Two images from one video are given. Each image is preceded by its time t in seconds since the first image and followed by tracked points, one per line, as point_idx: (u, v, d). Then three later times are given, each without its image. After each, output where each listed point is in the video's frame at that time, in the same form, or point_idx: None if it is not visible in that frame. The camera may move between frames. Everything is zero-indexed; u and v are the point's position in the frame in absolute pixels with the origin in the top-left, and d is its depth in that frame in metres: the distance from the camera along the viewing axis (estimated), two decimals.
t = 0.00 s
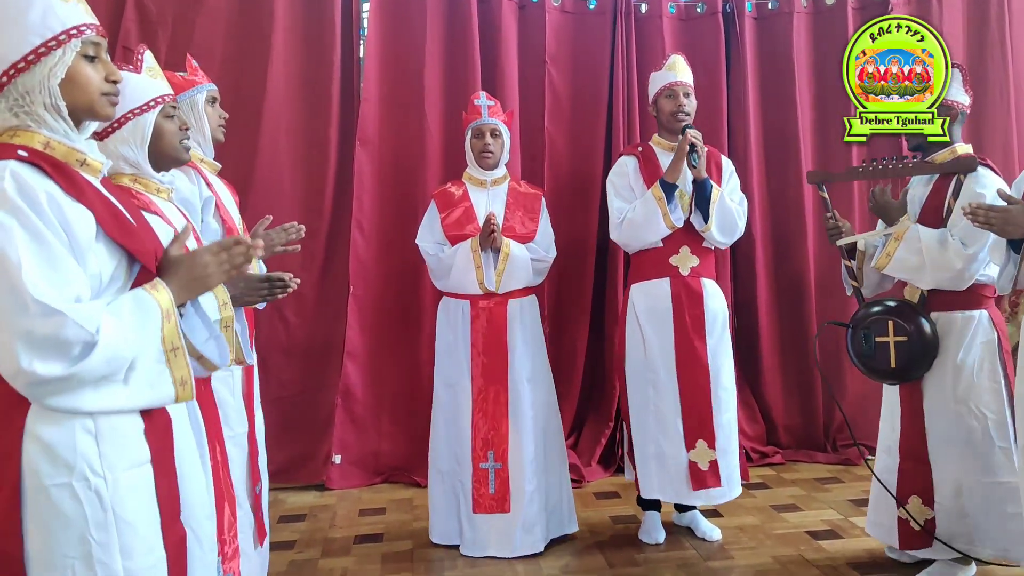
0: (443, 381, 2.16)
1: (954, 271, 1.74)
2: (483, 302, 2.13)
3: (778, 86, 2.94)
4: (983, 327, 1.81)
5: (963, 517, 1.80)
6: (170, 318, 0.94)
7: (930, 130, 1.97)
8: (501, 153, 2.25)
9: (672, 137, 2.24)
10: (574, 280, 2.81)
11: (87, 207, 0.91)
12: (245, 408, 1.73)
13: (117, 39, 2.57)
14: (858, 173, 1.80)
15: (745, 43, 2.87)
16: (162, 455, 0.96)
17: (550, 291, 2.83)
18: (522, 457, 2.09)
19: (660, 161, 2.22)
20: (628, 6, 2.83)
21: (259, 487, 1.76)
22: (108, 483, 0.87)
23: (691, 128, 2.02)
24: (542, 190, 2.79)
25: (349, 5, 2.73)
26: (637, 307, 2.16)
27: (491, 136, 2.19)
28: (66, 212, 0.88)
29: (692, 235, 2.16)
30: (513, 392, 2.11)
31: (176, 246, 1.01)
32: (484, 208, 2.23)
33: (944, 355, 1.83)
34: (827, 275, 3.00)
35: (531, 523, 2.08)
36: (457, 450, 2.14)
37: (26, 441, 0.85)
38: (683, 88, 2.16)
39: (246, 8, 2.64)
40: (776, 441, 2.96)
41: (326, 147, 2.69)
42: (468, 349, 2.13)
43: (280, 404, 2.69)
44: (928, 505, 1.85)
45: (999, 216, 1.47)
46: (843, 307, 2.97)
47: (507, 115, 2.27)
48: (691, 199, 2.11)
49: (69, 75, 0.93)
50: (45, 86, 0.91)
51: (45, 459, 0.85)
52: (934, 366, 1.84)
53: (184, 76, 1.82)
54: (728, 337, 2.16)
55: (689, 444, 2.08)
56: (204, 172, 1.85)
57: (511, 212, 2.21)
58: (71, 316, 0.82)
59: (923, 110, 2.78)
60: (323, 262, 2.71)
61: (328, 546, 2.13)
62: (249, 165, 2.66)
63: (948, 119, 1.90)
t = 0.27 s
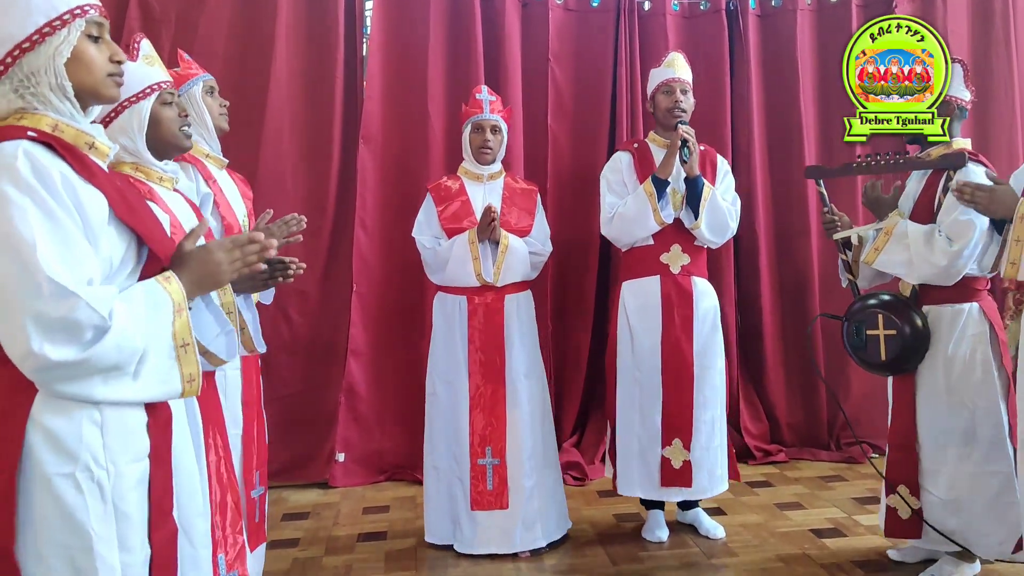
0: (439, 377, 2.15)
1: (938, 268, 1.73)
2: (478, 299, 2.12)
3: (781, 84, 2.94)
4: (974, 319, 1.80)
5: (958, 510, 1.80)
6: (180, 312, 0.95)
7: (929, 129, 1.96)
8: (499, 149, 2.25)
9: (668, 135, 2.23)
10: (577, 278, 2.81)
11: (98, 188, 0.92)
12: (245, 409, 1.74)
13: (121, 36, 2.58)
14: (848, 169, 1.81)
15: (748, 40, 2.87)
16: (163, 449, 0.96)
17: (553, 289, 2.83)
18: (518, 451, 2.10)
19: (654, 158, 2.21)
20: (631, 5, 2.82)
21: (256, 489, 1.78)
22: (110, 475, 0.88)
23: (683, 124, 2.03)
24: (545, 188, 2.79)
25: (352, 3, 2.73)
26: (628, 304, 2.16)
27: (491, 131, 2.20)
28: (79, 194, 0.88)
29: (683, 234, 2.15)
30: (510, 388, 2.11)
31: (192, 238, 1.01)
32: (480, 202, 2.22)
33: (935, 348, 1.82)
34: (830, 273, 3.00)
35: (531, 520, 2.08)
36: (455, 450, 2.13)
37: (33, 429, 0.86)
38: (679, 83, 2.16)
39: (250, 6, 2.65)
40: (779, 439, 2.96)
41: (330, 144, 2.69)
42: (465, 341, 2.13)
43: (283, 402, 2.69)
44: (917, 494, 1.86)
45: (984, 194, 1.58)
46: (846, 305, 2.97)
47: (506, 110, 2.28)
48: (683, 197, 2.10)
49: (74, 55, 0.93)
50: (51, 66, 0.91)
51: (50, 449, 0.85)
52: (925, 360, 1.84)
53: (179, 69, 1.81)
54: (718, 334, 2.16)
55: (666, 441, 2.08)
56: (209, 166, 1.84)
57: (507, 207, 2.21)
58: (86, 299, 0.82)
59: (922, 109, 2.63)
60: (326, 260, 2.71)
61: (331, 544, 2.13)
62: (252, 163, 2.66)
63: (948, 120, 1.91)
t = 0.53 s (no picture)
0: (435, 377, 2.15)
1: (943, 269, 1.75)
2: (478, 299, 2.13)
3: (783, 83, 2.94)
4: (970, 319, 1.81)
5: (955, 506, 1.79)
6: (174, 329, 0.94)
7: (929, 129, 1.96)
8: (495, 146, 2.25)
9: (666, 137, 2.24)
10: (578, 277, 2.81)
11: (98, 194, 0.92)
12: (247, 411, 1.75)
13: (122, 36, 2.58)
14: (854, 168, 1.79)
15: (750, 39, 2.87)
16: (156, 456, 0.96)
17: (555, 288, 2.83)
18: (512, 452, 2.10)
19: (653, 161, 2.22)
20: (633, 4, 2.82)
21: (258, 490, 1.79)
22: (98, 484, 0.88)
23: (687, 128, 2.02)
24: (546, 187, 2.79)
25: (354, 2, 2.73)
26: (630, 305, 2.16)
27: (487, 128, 2.19)
28: (80, 201, 0.88)
29: (685, 235, 2.15)
30: (506, 386, 2.12)
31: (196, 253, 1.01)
32: (475, 203, 2.22)
33: (932, 343, 1.82)
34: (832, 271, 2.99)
35: (527, 515, 2.09)
36: (447, 450, 2.12)
37: (20, 437, 0.86)
38: (678, 86, 2.16)
39: (251, 6, 2.65)
40: (781, 439, 2.96)
41: (331, 144, 2.69)
42: (464, 344, 2.13)
43: (285, 402, 2.69)
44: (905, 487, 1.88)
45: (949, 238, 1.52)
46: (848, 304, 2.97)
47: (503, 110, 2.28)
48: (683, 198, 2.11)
49: (74, 55, 0.93)
50: (52, 68, 0.91)
51: (36, 457, 0.85)
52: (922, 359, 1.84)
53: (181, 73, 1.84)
54: (719, 336, 2.16)
55: (665, 443, 2.08)
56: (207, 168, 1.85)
57: (503, 207, 2.21)
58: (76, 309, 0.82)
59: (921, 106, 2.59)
60: (327, 260, 2.71)
61: (333, 543, 2.14)
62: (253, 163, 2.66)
63: (947, 119, 1.90)
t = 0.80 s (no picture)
0: (440, 378, 2.16)
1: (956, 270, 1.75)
2: (484, 299, 2.13)
3: (783, 82, 2.93)
4: (980, 320, 1.81)
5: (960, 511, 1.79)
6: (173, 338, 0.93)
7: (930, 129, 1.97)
8: (496, 149, 2.26)
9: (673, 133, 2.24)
10: (579, 277, 2.81)
11: (91, 201, 0.92)
12: (252, 409, 1.74)
13: (122, 37, 2.58)
14: (858, 167, 1.78)
15: (750, 39, 2.87)
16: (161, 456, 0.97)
17: (556, 287, 2.83)
18: (515, 449, 2.10)
19: (662, 157, 2.22)
20: (633, 3, 2.82)
21: (269, 488, 1.78)
22: (108, 484, 0.89)
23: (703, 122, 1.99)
24: (547, 186, 2.79)
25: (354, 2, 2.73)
26: (647, 303, 2.15)
27: (487, 132, 2.21)
28: (72, 211, 0.88)
29: (702, 229, 2.16)
30: (512, 382, 2.11)
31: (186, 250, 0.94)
32: (479, 204, 2.21)
33: (941, 347, 1.81)
34: (833, 271, 2.99)
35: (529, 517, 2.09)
36: (453, 450, 2.13)
37: (31, 439, 0.85)
38: (685, 84, 2.17)
39: (251, 6, 2.65)
40: (782, 437, 2.96)
41: (332, 144, 2.69)
42: (467, 338, 2.13)
43: (286, 401, 2.69)
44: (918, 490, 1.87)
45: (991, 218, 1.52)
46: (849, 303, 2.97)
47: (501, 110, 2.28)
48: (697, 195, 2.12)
49: (66, 67, 0.93)
50: (41, 78, 0.91)
51: (49, 458, 0.85)
52: (931, 361, 1.83)
53: (186, 74, 1.84)
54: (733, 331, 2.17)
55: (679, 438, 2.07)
56: (207, 168, 1.84)
57: (507, 207, 2.21)
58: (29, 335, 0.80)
59: (922, 109, 2.54)
60: (328, 259, 2.71)
61: (334, 542, 2.14)
62: (254, 163, 2.66)
63: (948, 121, 1.93)
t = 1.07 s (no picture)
0: (449, 373, 2.15)
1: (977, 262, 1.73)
2: (490, 295, 2.13)
3: (784, 80, 2.93)
4: (992, 315, 1.82)
5: (963, 512, 1.81)
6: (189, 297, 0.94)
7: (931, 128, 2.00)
8: (502, 146, 2.25)
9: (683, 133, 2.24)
10: (579, 276, 2.81)
11: (99, 187, 0.92)
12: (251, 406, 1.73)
13: (122, 36, 2.57)
14: (872, 157, 1.79)
15: (750, 38, 2.87)
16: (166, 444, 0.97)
17: (556, 286, 2.83)
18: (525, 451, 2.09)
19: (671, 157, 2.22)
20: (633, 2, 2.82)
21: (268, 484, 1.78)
22: (113, 471, 0.88)
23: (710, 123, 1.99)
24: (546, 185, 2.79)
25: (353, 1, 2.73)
26: (658, 303, 2.15)
27: (491, 129, 2.19)
28: (82, 196, 0.88)
29: (712, 229, 2.15)
30: (520, 383, 2.12)
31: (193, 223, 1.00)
32: (487, 197, 2.22)
33: (955, 344, 1.82)
34: (832, 269, 2.99)
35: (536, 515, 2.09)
36: (462, 446, 2.12)
37: (36, 424, 0.85)
38: (691, 83, 2.17)
39: (251, 5, 2.65)
40: (782, 436, 2.95)
41: (331, 143, 2.69)
42: (475, 338, 2.13)
43: (286, 400, 2.69)
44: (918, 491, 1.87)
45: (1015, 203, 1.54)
46: (848, 302, 2.97)
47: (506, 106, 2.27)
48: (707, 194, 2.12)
49: (70, 54, 0.93)
50: (46, 66, 0.91)
51: (54, 444, 0.85)
52: (945, 356, 1.83)
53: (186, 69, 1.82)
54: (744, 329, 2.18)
55: (704, 438, 2.06)
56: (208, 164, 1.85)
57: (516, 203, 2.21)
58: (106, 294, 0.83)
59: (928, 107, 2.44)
60: (328, 258, 2.71)
61: (334, 542, 2.14)
62: (254, 162, 2.66)
63: (948, 120, 1.91)
